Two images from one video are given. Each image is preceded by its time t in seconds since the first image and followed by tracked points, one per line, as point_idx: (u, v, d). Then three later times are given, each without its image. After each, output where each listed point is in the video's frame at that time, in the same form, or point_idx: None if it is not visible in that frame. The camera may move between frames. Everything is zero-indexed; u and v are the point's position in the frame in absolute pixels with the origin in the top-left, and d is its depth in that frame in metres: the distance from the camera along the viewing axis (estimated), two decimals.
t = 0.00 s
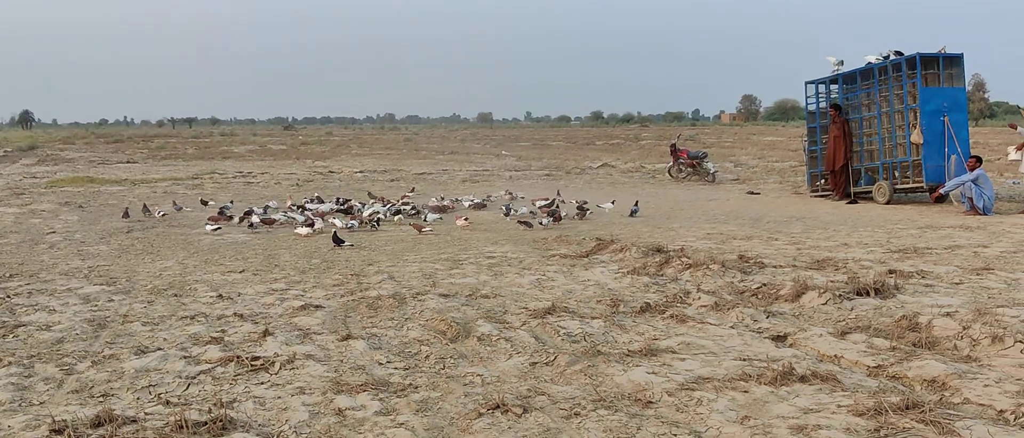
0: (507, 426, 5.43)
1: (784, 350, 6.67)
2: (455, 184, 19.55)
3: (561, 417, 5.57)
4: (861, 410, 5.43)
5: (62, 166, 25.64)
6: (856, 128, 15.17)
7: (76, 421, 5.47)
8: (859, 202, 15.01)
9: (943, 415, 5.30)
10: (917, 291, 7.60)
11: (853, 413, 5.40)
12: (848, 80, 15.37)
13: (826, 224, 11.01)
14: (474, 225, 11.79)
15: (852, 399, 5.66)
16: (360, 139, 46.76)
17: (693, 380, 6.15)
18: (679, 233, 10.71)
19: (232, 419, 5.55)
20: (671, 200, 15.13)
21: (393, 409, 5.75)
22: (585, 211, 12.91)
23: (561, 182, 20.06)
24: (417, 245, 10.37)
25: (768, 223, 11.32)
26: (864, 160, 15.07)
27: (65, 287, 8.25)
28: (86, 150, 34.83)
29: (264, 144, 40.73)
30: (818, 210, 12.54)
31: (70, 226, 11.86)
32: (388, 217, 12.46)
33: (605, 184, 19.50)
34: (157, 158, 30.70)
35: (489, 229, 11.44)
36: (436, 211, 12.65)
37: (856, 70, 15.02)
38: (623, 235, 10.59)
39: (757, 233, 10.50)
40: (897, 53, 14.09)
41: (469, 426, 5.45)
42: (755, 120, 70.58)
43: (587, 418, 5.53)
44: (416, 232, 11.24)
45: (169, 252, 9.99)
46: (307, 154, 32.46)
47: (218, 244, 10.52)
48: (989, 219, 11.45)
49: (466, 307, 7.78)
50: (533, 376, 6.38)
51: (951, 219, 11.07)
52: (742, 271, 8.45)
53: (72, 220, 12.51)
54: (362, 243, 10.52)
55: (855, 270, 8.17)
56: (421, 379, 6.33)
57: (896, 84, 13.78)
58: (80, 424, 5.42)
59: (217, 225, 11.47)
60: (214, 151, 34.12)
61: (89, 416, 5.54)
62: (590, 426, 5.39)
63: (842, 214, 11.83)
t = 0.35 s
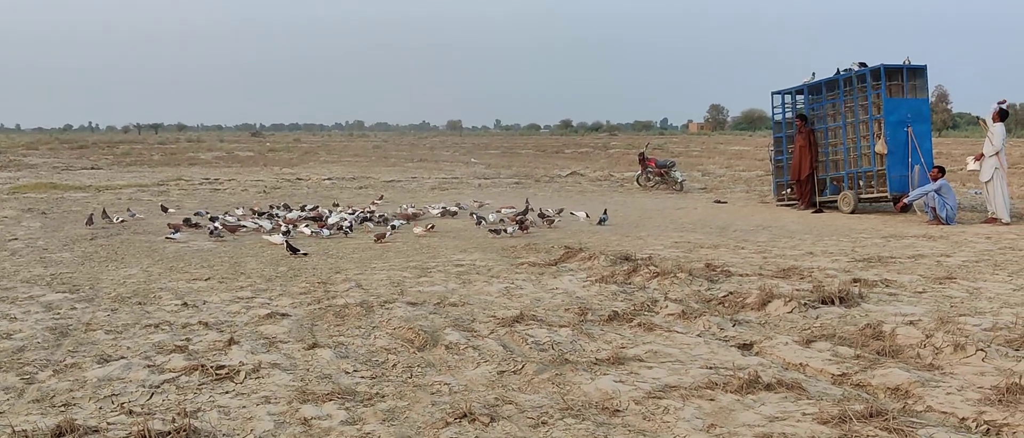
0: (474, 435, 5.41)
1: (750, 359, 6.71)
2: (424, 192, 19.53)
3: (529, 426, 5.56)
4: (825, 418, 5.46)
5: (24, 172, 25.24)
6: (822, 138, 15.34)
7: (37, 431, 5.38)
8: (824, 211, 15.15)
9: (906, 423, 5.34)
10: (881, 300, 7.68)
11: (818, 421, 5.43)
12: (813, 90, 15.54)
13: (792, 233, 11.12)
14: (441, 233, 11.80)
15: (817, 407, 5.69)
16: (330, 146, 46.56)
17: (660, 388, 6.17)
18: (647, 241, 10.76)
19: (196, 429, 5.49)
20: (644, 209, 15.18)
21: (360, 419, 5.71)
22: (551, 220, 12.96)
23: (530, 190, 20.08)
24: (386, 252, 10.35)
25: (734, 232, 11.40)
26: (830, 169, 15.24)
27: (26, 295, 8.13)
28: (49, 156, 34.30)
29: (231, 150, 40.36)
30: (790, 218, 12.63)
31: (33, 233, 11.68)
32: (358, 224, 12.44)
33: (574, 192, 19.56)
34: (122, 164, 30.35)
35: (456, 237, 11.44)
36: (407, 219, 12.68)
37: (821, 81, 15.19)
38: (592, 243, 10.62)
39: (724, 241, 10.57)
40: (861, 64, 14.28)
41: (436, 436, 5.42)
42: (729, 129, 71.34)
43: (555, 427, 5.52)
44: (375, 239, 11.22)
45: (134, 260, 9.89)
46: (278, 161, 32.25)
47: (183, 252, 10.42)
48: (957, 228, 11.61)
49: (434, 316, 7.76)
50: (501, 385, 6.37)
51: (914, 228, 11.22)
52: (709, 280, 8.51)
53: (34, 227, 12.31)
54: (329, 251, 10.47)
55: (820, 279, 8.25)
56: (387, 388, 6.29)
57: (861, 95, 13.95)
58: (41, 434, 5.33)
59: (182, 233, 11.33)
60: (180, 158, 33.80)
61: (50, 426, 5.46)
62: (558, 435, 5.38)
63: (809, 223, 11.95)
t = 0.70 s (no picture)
0: None
1: (736, 368, 6.71)
2: (411, 201, 19.51)
3: (515, 436, 5.54)
4: (811, 427, 5.46)
5: (7, 181, 25.09)
6: (807, 148, 15.40)
7: None
8: (810, 221, 15.24)
9: (891, 433, 5.36)
10: (866, 309, 7.71)
11: (803, 430, 5.43)
12: (798, 100, 15.61)
13: (778, 242, 11.15)
14: (426, 243, 11.78)
15: (803, 416, 5.69)
16: (318, 155, 46.51)
17: (646, 398, 6.16)
18: (633, 250, 10.76)
19: None
20: (633, 218, 15.19)
21: (344, 430, 5.68)
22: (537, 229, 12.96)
23: (517, 200, 20.09)
24: (372, 262, 10.32)
25: (720, 241, 11.43)
26: (815, 179, 15.30)
27: (8, 306, 8.06)
28: (31, 165, 34.09)
29: (217, 160, 40.22)
30: (778, 228, 12.67)
31: (16, 243, 11.60)
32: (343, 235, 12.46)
33: (561, 202, 19.58)
34: (106, 174, 30.18)
35: (442, 246, 11.43)
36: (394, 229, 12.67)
37: (806, 91, 15.26)
38: (578, 253, 10.62)
39: (709, 250, 10.59)
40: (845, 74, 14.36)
41: None
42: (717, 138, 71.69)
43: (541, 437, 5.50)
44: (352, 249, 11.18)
45: (118, 269, 9.83)
46: (264, 170, 32.14)
47: (167, 261, 10.38)
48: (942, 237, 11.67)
49: (420, 326, 7.74)
50: (486, 395, 6.35)
51: (899, 238, 11.29)
52: (695, 289, 8.52)
53: (17, 236, 12.22)
54: (314, 261, 10.44)
55: (805, 288, 8.27)
56: (373, 398, 6.27)
57: (845, 105, 14.02)
58: None
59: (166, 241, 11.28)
60: (165, 167, 33.71)
61: None
62: None
63: (796, 232, 11.98)
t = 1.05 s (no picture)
0: None
1: (736, 378, 6.70)
2: (411, 211, 19.53)
3: None
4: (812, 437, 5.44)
5: (9, 193, 25.14)
6: (807, 157, 15.42)
7: None
8: (811, 229, 15.23)
9: None
10: (867, 318, 7.70)
11: None
12: (798, 109, 15.63)
13: (778, 251, 11.14)
14: (426, 253, 11.79)
15: (804, 426, 5.68)
16: (319, 165, 46.61)
17: (646, 408, 6.15)
18: (633, 260, 10.76)
19: None
20: (635, 227, 15.19)
21: None
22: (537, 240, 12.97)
23: (518, 209, 20.10)
24: (372, 272, 10.32)
25: (721, 251, 11.43)
26: (815, 188, 15.31)
27: (8, 317, 8.06)
28: (33, 177, 34.18)
29: (218, 170, 40.30)
30: (778, 236, 12.67)
31: (16, 254, 11.61)
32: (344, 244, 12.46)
33: (561, 211, 19.60)
34: (107, 184, 30.24)
35: (441, 257, 11.44)
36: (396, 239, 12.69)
37: (805, 100, 15.29)
38: (578, 262, 10.62)
39: (710, 260, 10.59)
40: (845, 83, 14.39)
41: None
42: (717, 146, 71.80)
43: None
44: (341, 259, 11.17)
45: (118, 281, 9.83)
46: (264, 180, 32.16)
47: (168, 272, 10.38)
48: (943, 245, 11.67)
49: (420, 336, 7.73)
50: (487, 405, 6.34)
51: (900, 246, 11.28)
52: (695, 299, 8.52)
53: (17, 247, 12.24)
54: (315, 271, 10.44)
55: (806, 298, 8.26)
56: (373, 409, 6.25)
57: (845, 114, 14.04)
58: None
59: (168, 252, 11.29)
60: (167, 178, 33.78)
61: None
62: None
63: (797, 241, 11.98)
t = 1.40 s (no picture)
0: None
1: (757, 386, 6.66)
2: (429, 219, 19.55)
3: None
4: None
5: (30, 202, 25.43)
6: (826, 164, 15.36)
7: None
8: (830, 237, 15.14)
9: None
10: (888, 326, 7.65)
11: None
12: (817, 116, 15.59)
13: (798, 259, 11.08)
14: (445, 260, 11.80)
15: (826, 435, 5.64)
16: (335, 174, 46.87)
17: (666, 417, 6.12)
18: (652, 268, 10.73)
19: None
20: (653, 235, 15.15)
21: None
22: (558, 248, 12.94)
23: (535, 217, 20.10)
24: (390, 280, 10.33)
25: (740, 258, 11.38)
26: (835, 195, 15.24)
27: (31, 325, 8.11)
28: (55, 185, 34.58)
29: (235, 179, 40.56)
30: (797, 244, 12.60)
31: (38, 262, 11.71)
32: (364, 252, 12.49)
33: (579, 219, 19.59)
34: (127, 193, 30.54)
35: (460, 264, 11.44)
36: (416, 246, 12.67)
37: (824, 107, 15.25)
38: (597, 270, 10.60)
39: (729, 268, 10.55)
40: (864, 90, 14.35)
41: None
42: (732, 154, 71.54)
43: None
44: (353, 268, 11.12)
45: (138, 289, 9.88)
46: (281, 189, 32.33)
47: (188, 280, 10.43)
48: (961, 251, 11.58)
49: (439, 344, 7.73)
50: (506, 413, 6.33)
51: (920, 253, 11.19)
52: (715, 307, 8.48)
53: (39, 256, 12.35)
54: (334, 280, 10.46)
55: (826, 306, 8.21)
56: (392, 417, 6.25)
57: (865, 121, 14.00)
58: None
59: (189, 260, 11.35)
60: (186, 187, 34.04)
61: None
62: None
63: (816, 249, 11.92)
